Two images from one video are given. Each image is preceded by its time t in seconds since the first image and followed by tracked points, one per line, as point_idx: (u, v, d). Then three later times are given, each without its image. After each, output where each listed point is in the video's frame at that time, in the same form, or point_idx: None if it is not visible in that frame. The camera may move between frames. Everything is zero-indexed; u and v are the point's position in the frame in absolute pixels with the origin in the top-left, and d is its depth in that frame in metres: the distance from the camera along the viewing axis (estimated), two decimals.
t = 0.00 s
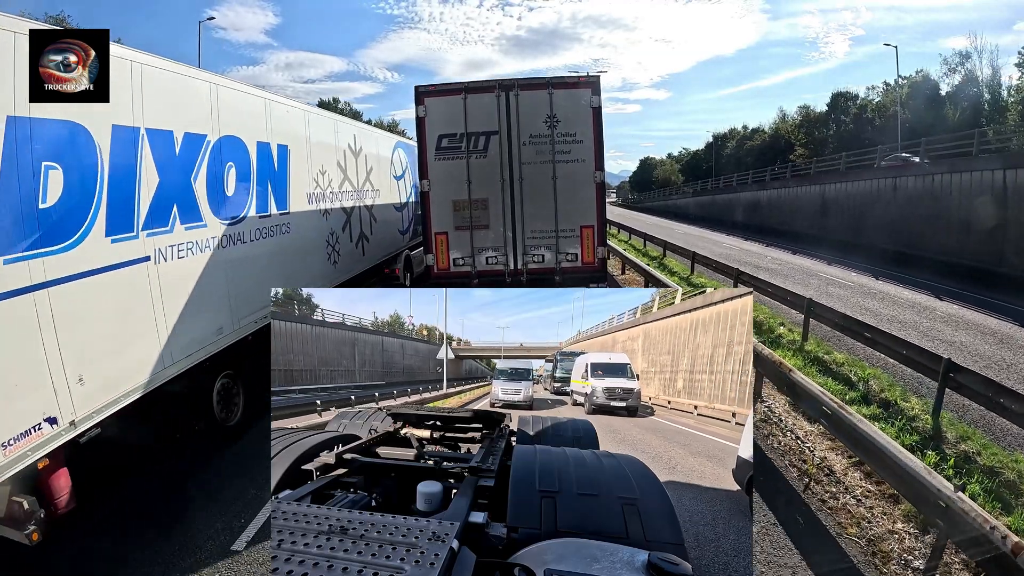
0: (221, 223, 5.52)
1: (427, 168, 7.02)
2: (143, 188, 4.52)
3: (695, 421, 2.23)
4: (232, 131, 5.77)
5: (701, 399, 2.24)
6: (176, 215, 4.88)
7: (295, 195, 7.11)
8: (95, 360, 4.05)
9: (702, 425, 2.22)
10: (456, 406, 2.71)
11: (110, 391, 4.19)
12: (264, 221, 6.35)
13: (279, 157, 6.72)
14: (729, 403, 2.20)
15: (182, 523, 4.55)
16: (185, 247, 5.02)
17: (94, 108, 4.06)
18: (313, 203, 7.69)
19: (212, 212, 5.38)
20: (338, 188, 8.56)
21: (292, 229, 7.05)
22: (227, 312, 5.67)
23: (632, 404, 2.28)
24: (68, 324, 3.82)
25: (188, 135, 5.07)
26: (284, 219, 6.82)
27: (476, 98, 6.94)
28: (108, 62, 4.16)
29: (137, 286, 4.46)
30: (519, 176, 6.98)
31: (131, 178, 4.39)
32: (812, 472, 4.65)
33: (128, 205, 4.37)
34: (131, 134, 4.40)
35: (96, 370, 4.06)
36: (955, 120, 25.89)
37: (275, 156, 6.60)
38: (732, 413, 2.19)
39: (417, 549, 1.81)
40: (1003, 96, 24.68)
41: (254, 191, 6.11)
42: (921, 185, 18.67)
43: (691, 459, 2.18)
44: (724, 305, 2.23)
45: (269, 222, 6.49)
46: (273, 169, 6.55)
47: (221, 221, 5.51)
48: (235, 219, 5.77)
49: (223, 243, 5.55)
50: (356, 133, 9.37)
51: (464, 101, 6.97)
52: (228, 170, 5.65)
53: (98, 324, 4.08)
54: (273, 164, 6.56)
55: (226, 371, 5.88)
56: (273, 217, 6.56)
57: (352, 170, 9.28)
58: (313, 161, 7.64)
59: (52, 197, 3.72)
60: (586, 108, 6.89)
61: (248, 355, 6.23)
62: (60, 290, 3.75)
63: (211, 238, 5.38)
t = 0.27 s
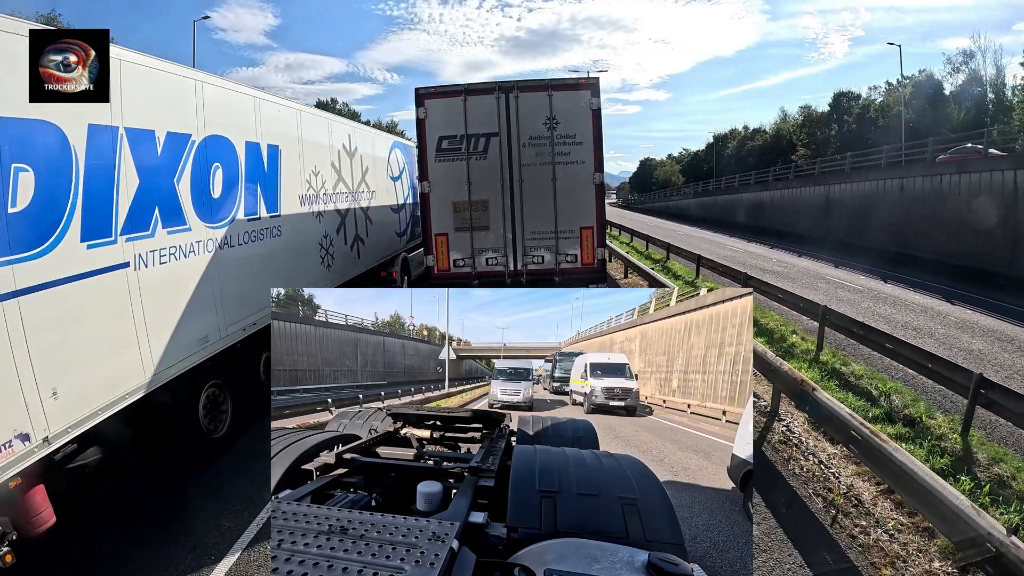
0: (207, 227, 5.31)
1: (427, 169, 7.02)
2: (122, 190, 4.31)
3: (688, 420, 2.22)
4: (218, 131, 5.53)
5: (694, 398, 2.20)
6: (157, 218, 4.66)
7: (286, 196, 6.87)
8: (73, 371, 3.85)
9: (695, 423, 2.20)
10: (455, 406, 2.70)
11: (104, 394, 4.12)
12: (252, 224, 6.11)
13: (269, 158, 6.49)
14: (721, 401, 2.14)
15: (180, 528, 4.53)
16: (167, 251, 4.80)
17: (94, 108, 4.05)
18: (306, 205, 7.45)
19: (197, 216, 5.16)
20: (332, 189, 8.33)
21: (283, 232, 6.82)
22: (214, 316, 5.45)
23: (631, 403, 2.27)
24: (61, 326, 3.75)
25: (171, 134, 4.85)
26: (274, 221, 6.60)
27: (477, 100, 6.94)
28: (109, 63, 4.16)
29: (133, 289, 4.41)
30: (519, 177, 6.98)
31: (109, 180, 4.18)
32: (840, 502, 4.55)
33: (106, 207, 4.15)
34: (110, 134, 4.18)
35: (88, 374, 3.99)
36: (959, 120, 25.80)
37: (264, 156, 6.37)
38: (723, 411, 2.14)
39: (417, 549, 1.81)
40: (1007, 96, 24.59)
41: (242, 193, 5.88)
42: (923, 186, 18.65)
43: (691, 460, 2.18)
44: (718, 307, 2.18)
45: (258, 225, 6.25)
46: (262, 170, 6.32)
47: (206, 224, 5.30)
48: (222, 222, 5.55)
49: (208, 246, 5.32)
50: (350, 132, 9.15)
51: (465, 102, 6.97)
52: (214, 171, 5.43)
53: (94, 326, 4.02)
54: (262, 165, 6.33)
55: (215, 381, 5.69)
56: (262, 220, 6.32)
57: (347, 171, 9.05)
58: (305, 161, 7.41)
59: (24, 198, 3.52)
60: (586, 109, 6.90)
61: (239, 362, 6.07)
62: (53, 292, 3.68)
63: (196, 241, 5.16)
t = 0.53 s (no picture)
0: (194, 227, 5.11)
1: (427, 168, 7.02)
2: (101, 190, 4.12)
3: (682, 418, 2.23)
4: (206, 127, 5.32)
5: (688, 397, 2.24)
6: (140, 218, 4.46)
7: (278, 196, 6.66)
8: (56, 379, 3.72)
9: (690, 422, 2.22)
10: (455, 406, 2.70)
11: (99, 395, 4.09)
12: (241, 224, 5.91)
13: (261, 155, 6.28)
14: (715, 400, 2.19)
15: (178, 531, 4.50)
16: (150, 253, 4.60)
17: (94, 108, 4.05)
18: (300, 204, 7.24)
19: (182, 216, 4.97)
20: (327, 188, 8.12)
21: (274, 232, 6.59)
22: (199, 319, 5.24)
23: (631, 403, 2.25)
24: (55, 326, 3.71)
25: (155, 131, 4.64)
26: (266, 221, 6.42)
27: (477, 99, 6.94)
28: (108, 63, 4.17)
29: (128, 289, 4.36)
30: (519, 176, 6.98)
31: (87, 178, 4.00)
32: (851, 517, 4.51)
33: (84, 208, 3.96)
34: (88, 130, 4.01)
35: (83, 375, 3.95)
36: (964, 118, 25.65)
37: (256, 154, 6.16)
38: (716, 409, 2.18)
39: (417, 549, 1.81)
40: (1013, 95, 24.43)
41: (231, 192, 5.66)
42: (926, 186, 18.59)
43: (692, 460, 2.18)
44: (713, 310, 2.26)
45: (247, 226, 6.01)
46: (254, 168, 6.11)
47: (192, 225, 5.10)
48: (209, 222, 5.35)
49: (194, 249, 5.11)
50: (347, 129, 8.94)
51: (465, 101, 6.97)
52: (201, 169, 5.23)
53: (90, 326, 3.99)
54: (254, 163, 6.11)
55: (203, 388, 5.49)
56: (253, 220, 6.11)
57: (343, 170, 8.84)
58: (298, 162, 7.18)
59: None
60: (586, 108, 6.90)
61: (230, 366, 5.92)
62: (47, 291, 3.64)
63: (182, 243, 4.97)
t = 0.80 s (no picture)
0: (182, 226, 4.98)
1: (427, 167, 7.02)
2: (84, 187, 3.96)
3: (677, 417, 2.21)
4: (194, 123, 5.16)
5: (682, 396, 2.21)
6: (125, 218, 4.32)
7: (271, 194, 6.50)
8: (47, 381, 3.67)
9: (684, 420, 2.19)
10: (455, 407, 2.69)
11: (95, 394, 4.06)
12: (233, 223, 5.76)
13: (253, 152, 6.12)
14: (707, 399, 2.16)
15: (177, 533, 4.47)
16: (137, 253, 4.46)
17: (94, 107, 4.05)
18: (293, 203, 7.07)
19: (170, 214, 4.83)
20: (322, 186, 7.95)
21: (266, 232, 6.41)
22: (189, 323, 5.11)
23: (631, 402, 2.27)
24: (49, 325, 3.67)
25: (140, 126, 4.49)
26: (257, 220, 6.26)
27: (478, 97, 6.93)
28: (108, 62, 4.16)
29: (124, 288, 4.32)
30: (519, 174, 6.98)
31: (70, 176, 3.85)
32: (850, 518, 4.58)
33: (66, 206, 3.81)
34: (71, 126, 3.85)
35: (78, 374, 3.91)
36: (968, 117, 25.53)
37: (247, 151, 6.00)
38: (708, 408, 2.15)
39: (417, 549, 1.81)
40: (1019, 93, 24.29)
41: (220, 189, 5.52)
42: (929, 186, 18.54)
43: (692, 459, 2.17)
44: (705, 312, 2.23)
45: (238, 226, 5.85)
46: (245, 165, 5.96)
47: (181, 223, 4.96)
48: (199, 221, 5.21)
49: (182, 248, 4.97)
50: (343, 126, 8.78)
51: (465, 100, 6.97)
52: (191, 166, 5.08)
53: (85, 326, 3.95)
54: (245, 160, 5.95)
55: (193, 392, 5.38)
56: (244, 218, 5.96)
57: (340, 168, 8.67)
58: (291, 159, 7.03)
59: None
60: (587, 107, 6.90)
61: (222, 369, 5.81)
62: (41, 290, 3.60)
63: (170, 243, 4.83)
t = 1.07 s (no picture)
0: (172, 227, 4.84)
1: (427, 167, 7.02)
2: (71, 189, 3.83)
3: (671, 415, 2.24)
4: (185, 121, 5.02)
5: (676, 395, 2.25)
6: (113, 218, 4.19)
7: (266, 194, 6.37)
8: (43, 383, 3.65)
9: (675, 418, 2.23)
10: (455, 407, 2.69)
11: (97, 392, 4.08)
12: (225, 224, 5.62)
13: (247, 151, 5.97)
14: (700, 398, 2.19)
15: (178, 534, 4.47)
16: (126, 255, 4.33)
17: (95, 107, 4.04)
18: (288, 203, 6.94)
19: (159, 215, 4.69)
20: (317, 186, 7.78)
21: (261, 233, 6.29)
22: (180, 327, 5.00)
23: (631, 402, 2.26)
24: (48, 325, 3.66)
25: (129, 125, 4.35)
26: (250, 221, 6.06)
27: (478, 97, 6.93)
28: (108, 62, 4.16)
29: (121, 287, 4.30)
30: (519, 175, 6.98)
31: (56, 177, 3.72)
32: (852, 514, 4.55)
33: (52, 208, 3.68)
34: (56, 125, 3.72)
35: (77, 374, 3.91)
36: (975, 116, 25.37)
37: (241, 150, 5.86)
38: (700, 406, 2.18)
39: (417, 549, 1.81)
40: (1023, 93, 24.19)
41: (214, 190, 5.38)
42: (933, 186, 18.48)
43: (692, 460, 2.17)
44: (698, 314, 2.29)
45: (230, 227, 5.72)
46: (238, 165, 5.81)
47: (171, 224, 4.82)
48: (190, 222, 5.08)
49: (174, 250, 4.85)
50: (341, 126, 8.75)
51: (466, 100, 6.97)
52: (182, 166, 4.95)
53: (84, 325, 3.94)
54: (238, 160, 5.81)
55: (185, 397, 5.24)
56: (237, 220, 5.83)
57: (336, 168, 8.60)
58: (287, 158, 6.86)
59: None
60: (587, 107, 6.90)
61: (219, 371, 5.72)
62: (39, 291, 3.59)
63: (159, 244, 4.70)
